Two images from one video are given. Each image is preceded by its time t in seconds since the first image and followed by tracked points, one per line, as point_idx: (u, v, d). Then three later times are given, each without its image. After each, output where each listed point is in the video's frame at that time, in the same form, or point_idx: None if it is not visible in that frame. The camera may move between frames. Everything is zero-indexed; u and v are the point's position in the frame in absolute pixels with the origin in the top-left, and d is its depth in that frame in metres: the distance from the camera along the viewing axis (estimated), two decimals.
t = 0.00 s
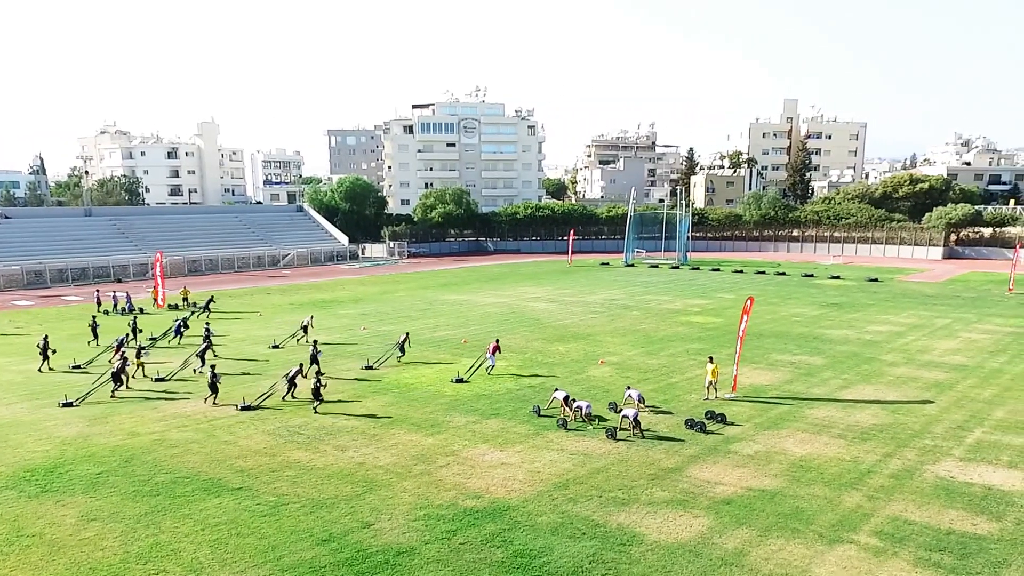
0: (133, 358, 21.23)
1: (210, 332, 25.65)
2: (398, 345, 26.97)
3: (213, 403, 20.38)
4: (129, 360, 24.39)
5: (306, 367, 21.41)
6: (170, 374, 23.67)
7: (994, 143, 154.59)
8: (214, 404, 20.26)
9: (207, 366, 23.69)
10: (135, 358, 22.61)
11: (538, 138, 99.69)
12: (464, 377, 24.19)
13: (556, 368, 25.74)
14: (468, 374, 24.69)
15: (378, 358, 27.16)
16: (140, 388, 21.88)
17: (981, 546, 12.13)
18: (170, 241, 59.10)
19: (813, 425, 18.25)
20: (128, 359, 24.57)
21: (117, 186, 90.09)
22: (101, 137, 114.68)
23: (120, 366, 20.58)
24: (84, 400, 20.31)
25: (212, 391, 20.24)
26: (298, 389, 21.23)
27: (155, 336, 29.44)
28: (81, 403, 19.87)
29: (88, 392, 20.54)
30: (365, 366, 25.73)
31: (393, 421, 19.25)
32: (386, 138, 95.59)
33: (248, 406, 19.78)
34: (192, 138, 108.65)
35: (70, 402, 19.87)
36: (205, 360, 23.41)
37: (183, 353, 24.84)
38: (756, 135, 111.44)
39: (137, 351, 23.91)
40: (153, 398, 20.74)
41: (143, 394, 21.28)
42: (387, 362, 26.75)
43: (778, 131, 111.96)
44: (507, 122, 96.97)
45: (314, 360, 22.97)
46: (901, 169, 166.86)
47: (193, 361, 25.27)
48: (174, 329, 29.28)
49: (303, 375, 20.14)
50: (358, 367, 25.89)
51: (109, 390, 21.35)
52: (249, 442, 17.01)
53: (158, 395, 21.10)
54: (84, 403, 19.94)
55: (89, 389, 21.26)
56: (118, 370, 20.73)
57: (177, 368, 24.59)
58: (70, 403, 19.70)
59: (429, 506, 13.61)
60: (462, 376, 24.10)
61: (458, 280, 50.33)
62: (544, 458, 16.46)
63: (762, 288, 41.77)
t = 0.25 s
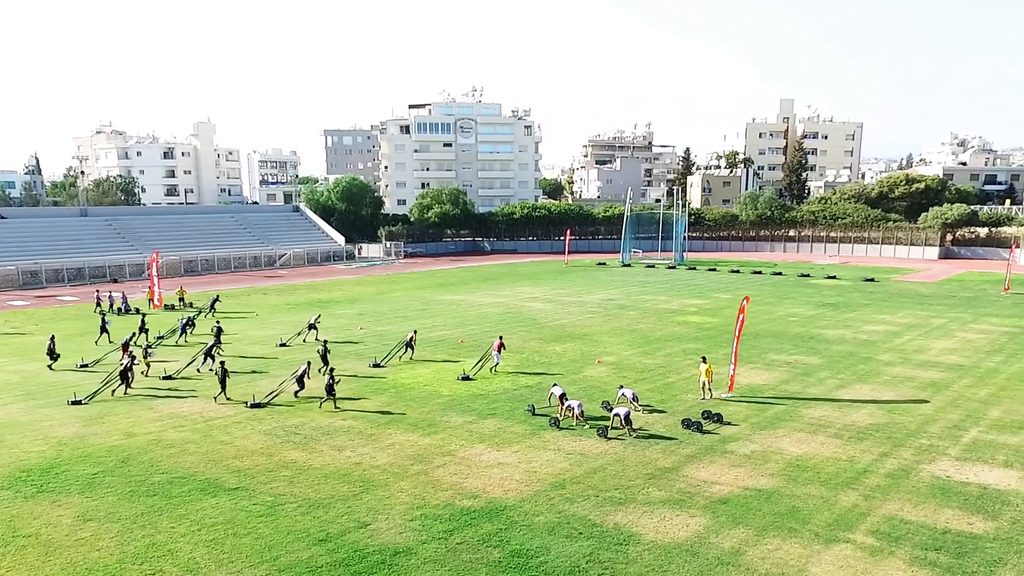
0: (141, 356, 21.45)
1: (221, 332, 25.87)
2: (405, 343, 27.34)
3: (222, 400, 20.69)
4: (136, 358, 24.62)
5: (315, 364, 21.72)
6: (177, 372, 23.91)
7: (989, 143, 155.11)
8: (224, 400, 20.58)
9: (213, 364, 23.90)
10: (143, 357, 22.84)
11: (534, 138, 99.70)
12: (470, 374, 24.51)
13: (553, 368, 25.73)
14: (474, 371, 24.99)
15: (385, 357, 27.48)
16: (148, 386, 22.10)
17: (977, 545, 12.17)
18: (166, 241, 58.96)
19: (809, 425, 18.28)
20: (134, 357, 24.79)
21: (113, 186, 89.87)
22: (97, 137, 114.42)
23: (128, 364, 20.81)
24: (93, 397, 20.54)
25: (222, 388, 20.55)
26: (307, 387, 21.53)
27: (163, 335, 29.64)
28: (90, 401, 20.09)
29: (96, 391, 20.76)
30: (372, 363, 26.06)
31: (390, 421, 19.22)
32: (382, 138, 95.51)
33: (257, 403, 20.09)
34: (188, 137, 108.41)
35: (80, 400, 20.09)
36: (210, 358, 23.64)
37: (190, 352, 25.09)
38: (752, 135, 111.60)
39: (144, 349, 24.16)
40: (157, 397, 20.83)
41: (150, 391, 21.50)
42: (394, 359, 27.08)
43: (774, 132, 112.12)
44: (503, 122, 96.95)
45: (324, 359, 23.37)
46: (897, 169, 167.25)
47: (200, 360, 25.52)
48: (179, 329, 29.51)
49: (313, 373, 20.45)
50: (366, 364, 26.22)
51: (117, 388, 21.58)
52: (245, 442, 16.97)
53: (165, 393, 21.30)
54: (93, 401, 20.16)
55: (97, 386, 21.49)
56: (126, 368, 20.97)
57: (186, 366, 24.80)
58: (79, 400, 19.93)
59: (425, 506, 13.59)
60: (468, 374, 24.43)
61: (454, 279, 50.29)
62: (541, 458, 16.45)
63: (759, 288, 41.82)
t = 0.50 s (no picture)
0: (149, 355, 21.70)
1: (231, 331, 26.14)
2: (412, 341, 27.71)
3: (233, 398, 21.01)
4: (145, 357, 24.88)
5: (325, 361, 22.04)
6: (186, 371, 24.17)
7: (987, 143, 155.37)
8: (235, 397, 20.93)
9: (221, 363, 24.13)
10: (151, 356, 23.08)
11: (532, 138, 99.69)
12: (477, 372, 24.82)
13: (551, 368, 25.72)
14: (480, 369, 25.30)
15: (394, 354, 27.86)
16: (156, 384, 22.35)
17: (974, 545, 12.19)
18: (164, 241, 58.88)
19: (806, 424, 18.30)
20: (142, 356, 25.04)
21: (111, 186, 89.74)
22: (95, 137, 114.29)
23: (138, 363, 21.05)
24: (102, 396, 20.78)
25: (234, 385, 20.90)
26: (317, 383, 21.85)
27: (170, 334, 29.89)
28: (99, 399, 20.32)
29: (105, 389, 20.99)
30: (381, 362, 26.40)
31: (388, 421, 19.21)
32: (380, 138, 95.48)
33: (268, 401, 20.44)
34: (186, 137, 108.31)
35: (89, 398, 20.31)
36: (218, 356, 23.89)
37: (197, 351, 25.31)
38: (750, 135, 111.65)
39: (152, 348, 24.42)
40: (155, 397, 20.81)
41: (159, 389, 21.73)
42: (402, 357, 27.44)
43: (772, 131, 112.13)
44: (501, 122, 96.95)
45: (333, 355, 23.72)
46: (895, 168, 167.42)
47: (208, 359, 25.79)
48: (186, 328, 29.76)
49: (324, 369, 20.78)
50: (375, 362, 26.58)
51: (126, 386, 21.83)
52: (243, 443, 16.95)
53: (173, 391, 21.52)
54: (102, 399, 20.38)
55: (105, 385, 21.69)
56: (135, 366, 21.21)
57: (195, 364, 25.00)
58: (88, 399, 20.16)
59: (423, 506, 13.58)
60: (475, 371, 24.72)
61: (452, 279, 50.26)
62: (539, 458, 16.44)
63: (757, 288, 41.85)
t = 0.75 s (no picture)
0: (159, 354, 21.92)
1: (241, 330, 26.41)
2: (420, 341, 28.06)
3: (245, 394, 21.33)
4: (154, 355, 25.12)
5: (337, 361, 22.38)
6: (195, 369, 24.40)
7: (985, 143, 155.70)
8: (248, 394, 21.30)
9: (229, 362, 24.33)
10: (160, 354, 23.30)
11: (531, 138, 99.68)
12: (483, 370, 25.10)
13: (549, 369, 25.72)
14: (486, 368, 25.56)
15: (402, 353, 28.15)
16: (164, 383, 22.55)
17: (972, 545, 12.19)
18: (162, 241, 58.81)
19: (805, 424, 18.32)
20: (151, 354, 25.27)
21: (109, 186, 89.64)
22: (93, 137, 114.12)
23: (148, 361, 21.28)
24: (111, 394, 20.99)
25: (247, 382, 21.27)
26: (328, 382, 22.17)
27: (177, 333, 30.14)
28: (110, 397, 20.54)
29: (114, 387, 21.19)
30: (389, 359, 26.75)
31: (386, 421, 19.20)
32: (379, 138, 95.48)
33: (280, 398, 20.78)
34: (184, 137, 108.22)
35: (98, 396, 20.51)
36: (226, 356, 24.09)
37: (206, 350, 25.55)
38: (749, 135, 111.71)
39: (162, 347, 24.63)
40: (154, 397, 20.79)
41: (167, 388, 21.92)
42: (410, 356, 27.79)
43: (770, 131, 112.19)
44: (500, 122, 96.96)
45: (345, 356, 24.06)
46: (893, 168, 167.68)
47: (217, 358, 26.03)
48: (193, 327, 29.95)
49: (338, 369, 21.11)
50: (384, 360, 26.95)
51: (135, 384, 22.05)
52: (241, 443, 16.93)
53: (181, 390, 21.72)
54: (112, 397, 20.60)
55: (115, 383, 21.92)
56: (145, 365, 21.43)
57: (203, 363, 25.23)
58: (98, 397, 20.36)
59: (421, 506, 13.58)
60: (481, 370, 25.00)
61: (450, 279, 50.25)
62: (537, 459, 16.43)
63: (755, 288, 41.87)
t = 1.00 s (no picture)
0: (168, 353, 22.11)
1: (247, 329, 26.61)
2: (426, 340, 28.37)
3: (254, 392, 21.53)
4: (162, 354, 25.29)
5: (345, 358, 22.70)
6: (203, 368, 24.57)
7: (981, 144, 156.15)
8: (258, 391, 21.51)
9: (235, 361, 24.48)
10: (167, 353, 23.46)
11: (528, 138, 99.71)
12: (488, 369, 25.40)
13: (547, 369, 25.72)
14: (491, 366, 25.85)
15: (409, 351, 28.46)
16: (172, 381, 22.73)
17: (968, 545, 12.21)
18: (160, 241, 58.73)
19: (802, 424, 18.34)
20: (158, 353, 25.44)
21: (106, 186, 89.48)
22: (90, 137, 113.89)
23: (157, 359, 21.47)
24: (120, 392, 21.18)
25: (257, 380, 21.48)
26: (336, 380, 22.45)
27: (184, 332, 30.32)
28: (119, 395, 20.72)
29: (123, 386, 21.36)
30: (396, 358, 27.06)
31: (383, 422, 19.19)
32: (376, 138, 95.47)
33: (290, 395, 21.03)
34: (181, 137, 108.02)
35: (107, 395, 20.67)
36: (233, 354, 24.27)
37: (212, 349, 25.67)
38: (746, 135, 111.83)
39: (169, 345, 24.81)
40: (151, 398, 20.76)
41: (175, 386, 22.09)
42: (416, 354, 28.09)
43: (768, 131, 112.22)
44: (497, 122, 96.99)
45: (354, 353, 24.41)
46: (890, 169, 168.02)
47: (224, 357, 26.20)
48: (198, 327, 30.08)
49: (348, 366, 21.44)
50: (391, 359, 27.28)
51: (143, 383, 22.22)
52: (238, 443, 16.91)
53: (188, 389, 21.88)
54: (121, 395, 20.77)
55: (123, 382, 22.11)
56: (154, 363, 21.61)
57: (211, 362, 25.42)
58: (107, 395, 20.53)
59: (419, 507, 13.57)
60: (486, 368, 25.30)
61: (448, 280, 50.23)
62: (535, 459, 16.43)
63: (752, 288, 41.90)
